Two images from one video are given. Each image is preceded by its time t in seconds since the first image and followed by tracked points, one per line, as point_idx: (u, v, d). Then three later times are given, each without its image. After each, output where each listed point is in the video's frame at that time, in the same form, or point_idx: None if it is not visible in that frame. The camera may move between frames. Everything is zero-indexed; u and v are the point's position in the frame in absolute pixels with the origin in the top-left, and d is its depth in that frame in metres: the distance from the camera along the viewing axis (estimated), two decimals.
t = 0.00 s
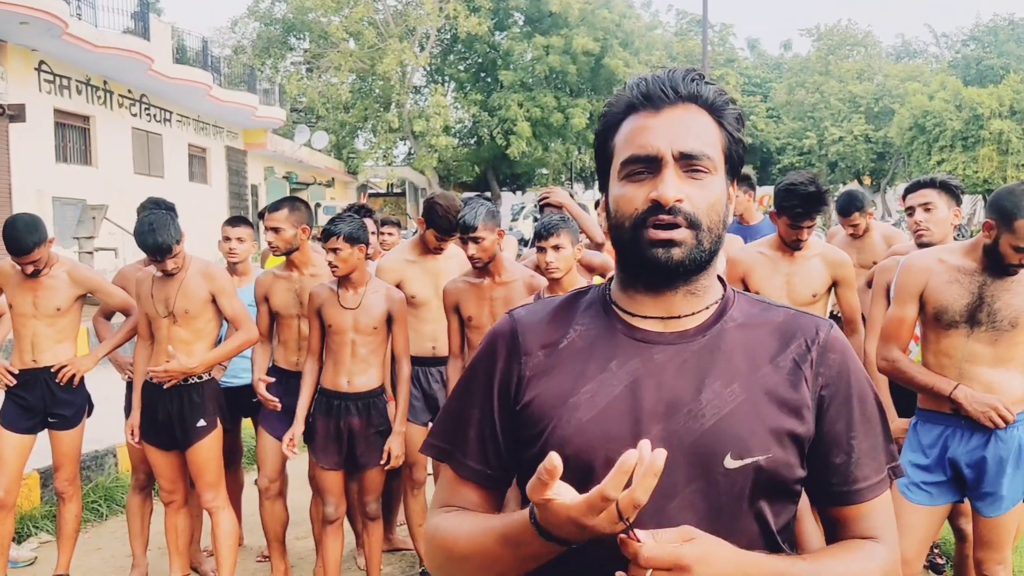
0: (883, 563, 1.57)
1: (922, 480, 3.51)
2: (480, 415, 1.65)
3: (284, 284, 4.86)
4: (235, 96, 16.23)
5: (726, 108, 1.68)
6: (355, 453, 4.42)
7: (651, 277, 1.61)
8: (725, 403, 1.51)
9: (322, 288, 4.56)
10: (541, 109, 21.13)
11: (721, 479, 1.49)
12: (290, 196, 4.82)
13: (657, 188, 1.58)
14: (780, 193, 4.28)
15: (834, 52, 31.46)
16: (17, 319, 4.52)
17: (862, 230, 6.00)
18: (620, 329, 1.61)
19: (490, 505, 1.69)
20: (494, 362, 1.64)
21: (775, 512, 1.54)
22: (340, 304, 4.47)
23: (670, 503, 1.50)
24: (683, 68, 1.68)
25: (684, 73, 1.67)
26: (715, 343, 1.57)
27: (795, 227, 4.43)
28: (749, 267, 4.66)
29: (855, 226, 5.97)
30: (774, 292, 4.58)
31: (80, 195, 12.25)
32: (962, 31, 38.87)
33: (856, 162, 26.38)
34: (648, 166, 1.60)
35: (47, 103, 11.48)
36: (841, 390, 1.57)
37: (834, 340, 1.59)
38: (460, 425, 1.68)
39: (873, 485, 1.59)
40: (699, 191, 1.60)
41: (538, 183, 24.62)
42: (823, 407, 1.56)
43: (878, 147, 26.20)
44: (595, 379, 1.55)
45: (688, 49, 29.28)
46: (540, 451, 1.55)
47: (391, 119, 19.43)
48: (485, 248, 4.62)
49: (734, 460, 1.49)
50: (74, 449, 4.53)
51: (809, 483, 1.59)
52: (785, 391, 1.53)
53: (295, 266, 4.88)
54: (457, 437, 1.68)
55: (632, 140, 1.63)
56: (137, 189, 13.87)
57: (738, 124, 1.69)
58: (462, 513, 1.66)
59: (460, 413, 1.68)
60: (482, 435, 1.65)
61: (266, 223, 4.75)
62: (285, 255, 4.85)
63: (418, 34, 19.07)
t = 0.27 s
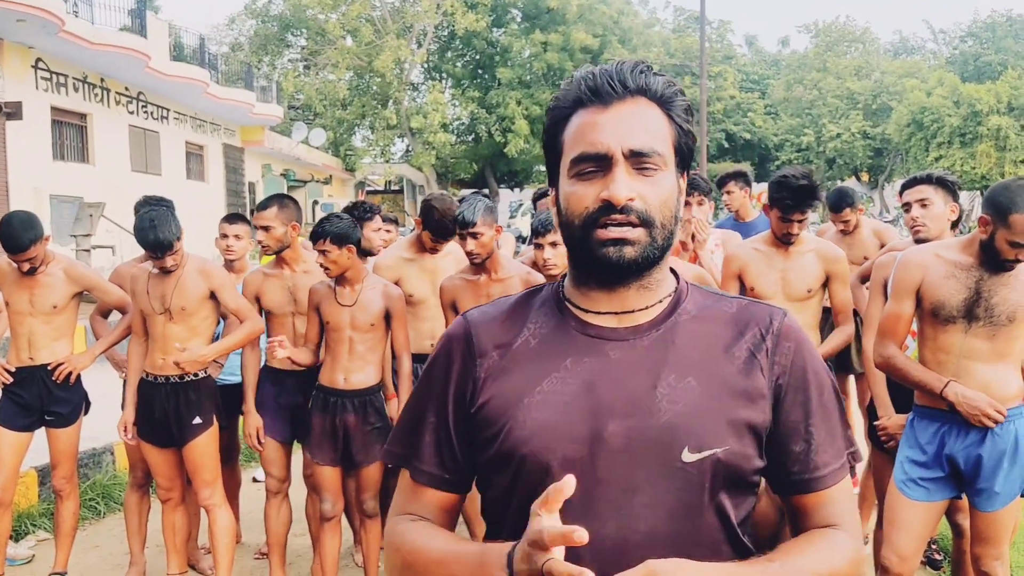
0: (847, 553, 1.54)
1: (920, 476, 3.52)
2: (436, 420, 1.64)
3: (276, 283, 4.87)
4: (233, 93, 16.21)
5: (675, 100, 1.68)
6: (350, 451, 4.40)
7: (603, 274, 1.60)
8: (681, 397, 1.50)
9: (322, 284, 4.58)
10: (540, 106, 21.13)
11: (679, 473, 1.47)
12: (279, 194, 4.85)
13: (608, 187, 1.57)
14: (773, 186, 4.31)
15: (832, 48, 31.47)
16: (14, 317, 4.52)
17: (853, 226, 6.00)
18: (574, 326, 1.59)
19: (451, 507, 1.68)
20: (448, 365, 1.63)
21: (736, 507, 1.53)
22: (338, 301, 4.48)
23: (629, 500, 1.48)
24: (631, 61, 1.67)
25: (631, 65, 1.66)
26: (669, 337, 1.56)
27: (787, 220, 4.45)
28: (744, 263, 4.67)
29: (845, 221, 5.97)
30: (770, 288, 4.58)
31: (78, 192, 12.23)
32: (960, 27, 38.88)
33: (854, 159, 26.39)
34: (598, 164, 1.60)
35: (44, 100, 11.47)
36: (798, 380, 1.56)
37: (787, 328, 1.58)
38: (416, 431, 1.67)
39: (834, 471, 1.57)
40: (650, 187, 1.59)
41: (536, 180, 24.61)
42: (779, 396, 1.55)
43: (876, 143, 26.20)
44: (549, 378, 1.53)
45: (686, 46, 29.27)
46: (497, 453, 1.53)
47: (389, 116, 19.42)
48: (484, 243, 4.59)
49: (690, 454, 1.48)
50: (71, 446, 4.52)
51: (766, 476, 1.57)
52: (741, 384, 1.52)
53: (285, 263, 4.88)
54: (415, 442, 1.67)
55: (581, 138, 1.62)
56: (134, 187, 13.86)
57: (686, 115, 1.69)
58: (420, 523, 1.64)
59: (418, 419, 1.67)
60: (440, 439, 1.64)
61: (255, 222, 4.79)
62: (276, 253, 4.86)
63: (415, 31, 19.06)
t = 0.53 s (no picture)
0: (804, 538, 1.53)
1: (921, 472, 3.52)
2: (394, 422, 1.63)
3: (266, 280, 4.91)
4: (232, 90, 16.19)
5: (614, 93, 1.67)
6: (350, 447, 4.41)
7: (554, 273, 1.60)
8: (638, 389, 1.50)
9: (323, 281, 4.60)
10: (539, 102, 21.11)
11: (638, 465, 1.47)
12: (264, 191, 4.80)
13: (551, 191, 1.57)
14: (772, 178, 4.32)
15: (831, 44, 31.44)
16: (14, 314, 4.53)
17: (847, 222, 6.01)
18: (530, 324, 1.60)
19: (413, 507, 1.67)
20: (405, 367, 1.63)
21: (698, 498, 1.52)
22: (339, 297, 4.50)
23: (589, 493, 1.47)
24: (566, 58, 1.66)
25: (567, 63, 1.65)
26: (624, 331, 1.57)
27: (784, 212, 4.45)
28: (743, 259, 4.65)
29: (840, 217, 5.97)
30: (767, 283, 4.56)
31: (77, 190, 12.23)
32: (959, 23, 38.85)
33: (854, 155, 26.39)
34: (539, 168, 1.59)
35: (43, 98, 11.47)
36: (751, 367, 1.57)
37: (737, 315, 1.60)
38: (374, 435, 1.66)
39: (793, 455, 1.56)
40: (592, 188, 1.59)
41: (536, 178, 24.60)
42: (733, 386, 1.56)
43: (875, 139, 26.20)
44: (506, 375, 1.54)
45: (685, 42, 29.24)
46: (457, 452, 1.53)
47: (388, 113, 19.42)
48: (485, 240, 4.60)
49: (648, 445, 1.48)
50: (72, 443, 4.52)
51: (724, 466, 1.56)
52: (697, 375, 1.53)
53: (274, 260, 4.90)
54: (372, 447, 1.66)
55: (521, 142, 1.61)
56: (134, 185, 13.86)
57: (627, 109, 1.68)
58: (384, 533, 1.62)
59: (375, 423, 1.66)
60: (399, 440, 1.63)
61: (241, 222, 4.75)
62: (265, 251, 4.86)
63: (414, 28, 19.04)
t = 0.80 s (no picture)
0: (772, 526, 1.52)
1: (923, 467, 3.53)
2: (361, 425, 1.65)
3: (261, 279, 4.89)
4: (232, 88, 16.18)
5: (576, 94, 1.66)
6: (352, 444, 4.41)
7: (515, 276, 1.61)
8: (599, 387, 1.51)
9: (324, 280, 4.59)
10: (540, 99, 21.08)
11: (600, 463, 1.47)
12: (254, 191, 4.80)
13: (509, 197, 1.58)
14: (771, 172, 4.34)
15: (832, 41, 31.39)
16: (15, 313, 4.53)
17: (845, 218, 6.00)
18: (494, 326, 1.61)
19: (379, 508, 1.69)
20: (370, 370, 1.64)
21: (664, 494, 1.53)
22: (339, 295, 4.50)
23: (554, 491, 1.47)
24: (526, 60, 1.65)
25: (527, 65, 1.65)
26: (585, 330, 1.58)
27: (782, 206, 4.46)
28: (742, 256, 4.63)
29: (837, 213, 5.96)
30: (766, 278, 4.56)
31: (78, 188, 12.23)
32: (960, 19, 38.80)
33: (855, 152, 26.37)
34: (498, 172, 1.60)
35: (43, 97, 11.47)
36: (712, 360, 1.56)
37: (697, 306, 1.60)
38: (340, 439, 1.67)
39: (757, 440, 1.55)
40: (551, 192, 1.59)
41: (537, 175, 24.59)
42: (693, 380, 1.55)
43: (876, 135, 26.17)
44: (470, 378, 1.55)
45: (686, 39, 29.21)
46: (425, 453, 1.55)
47: (388, 111, 19.40)
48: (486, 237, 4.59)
49: (611, 442, 1.48)
50: (74, 441, 4.53)
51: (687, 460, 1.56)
52: (659, 372, 1.53)
53: (269, 259, 4.88)
54: (339, 451, 1.67)
55: (480, 147, 1.61)
56: (135, 183, 13.86)
57: (589, 110, 1.68)
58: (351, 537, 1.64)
59: (341, 427, 1.67)
60: (365, 444, 1.65)
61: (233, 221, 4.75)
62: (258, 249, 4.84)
63: (414, 25, 19.02)
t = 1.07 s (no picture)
0: (747, 525, 1.52)
1: (928, 464, 3.52)
2: (342, 426, 1.65)
3: (268, 278, 4.86)
4: (234, 88, 16.19)
5: (560, 101, 1.66)
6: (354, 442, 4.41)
7: (494, 279, 1.61)
8: (575, 388, 1.51)
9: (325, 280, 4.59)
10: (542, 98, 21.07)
11: (576, 463, 1.48)
12: (260, 190, 4.78)
13: (490, 200, 1.58)
14: (771, 167, 4.33)
15: (834, 38, 31.35)
16: (19, 313, 4.53)
17: (846, 215, 5.99)
18: (472, 328, 1.61)
19: (359, 505, 1.70)
20: (350, 372, 1.65)
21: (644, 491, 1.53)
22: (340, 295, 4.50)
23: (530, 491, 1.48)
24: (512, 64, 1.65)
25: (513, 69, 1.64)
26: (562, 331, 1.58)
27: (781, 201, 4.45)
28: (743, 254, 4.61)
29: (838, 211, 5.95)
30: (767, 276, 4.55)
31: (80, 188, 12.25)
32: (963, 16, 38.74)
33: (857, 149, 26.34)
34: (479, 175, 1.59)
35: (46, 97, 11.48)
36: (689, 360, 1.57)
37: (672, 306, 1.60)
38: (322, 438, 1.67)
39: (732, 439, 1.55)
40: (531, 196, 1.59)
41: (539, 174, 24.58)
42: (669, 379, 1.56)
43: (879, 132, 26.14)
44: (449, 381, 1.56)
45: (688, 37, 29.21)
46: (403, 455, 1.55)
47: (390, 110, 19.41)
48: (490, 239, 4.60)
49: (587, 443, 1.48)
50: (77, 441, 4.53)
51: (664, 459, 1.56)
52: (634, 373, 1.54)
53: (275, 259, 4.85)
54: (321, 450, 1.67)
55: (463, 149, 1.61)
56: (137, 183, 13.87)
57: (572, 118, 1.68)
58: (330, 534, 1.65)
59: (322, 427, 1.68)
60: (345, 445, 1.65)
61: (239, 219, 4.71)
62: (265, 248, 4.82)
63: (416, 24, 19.01)
